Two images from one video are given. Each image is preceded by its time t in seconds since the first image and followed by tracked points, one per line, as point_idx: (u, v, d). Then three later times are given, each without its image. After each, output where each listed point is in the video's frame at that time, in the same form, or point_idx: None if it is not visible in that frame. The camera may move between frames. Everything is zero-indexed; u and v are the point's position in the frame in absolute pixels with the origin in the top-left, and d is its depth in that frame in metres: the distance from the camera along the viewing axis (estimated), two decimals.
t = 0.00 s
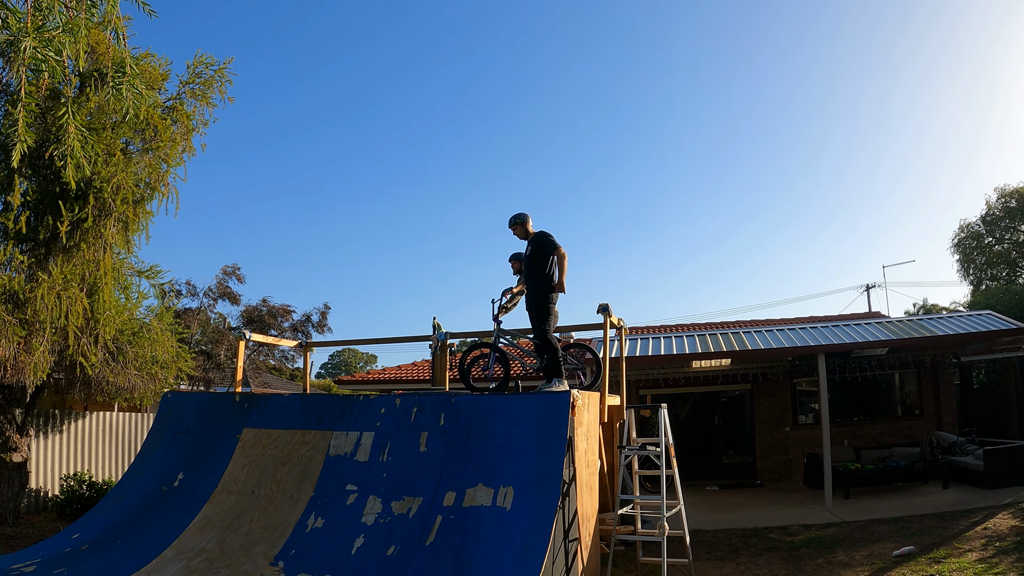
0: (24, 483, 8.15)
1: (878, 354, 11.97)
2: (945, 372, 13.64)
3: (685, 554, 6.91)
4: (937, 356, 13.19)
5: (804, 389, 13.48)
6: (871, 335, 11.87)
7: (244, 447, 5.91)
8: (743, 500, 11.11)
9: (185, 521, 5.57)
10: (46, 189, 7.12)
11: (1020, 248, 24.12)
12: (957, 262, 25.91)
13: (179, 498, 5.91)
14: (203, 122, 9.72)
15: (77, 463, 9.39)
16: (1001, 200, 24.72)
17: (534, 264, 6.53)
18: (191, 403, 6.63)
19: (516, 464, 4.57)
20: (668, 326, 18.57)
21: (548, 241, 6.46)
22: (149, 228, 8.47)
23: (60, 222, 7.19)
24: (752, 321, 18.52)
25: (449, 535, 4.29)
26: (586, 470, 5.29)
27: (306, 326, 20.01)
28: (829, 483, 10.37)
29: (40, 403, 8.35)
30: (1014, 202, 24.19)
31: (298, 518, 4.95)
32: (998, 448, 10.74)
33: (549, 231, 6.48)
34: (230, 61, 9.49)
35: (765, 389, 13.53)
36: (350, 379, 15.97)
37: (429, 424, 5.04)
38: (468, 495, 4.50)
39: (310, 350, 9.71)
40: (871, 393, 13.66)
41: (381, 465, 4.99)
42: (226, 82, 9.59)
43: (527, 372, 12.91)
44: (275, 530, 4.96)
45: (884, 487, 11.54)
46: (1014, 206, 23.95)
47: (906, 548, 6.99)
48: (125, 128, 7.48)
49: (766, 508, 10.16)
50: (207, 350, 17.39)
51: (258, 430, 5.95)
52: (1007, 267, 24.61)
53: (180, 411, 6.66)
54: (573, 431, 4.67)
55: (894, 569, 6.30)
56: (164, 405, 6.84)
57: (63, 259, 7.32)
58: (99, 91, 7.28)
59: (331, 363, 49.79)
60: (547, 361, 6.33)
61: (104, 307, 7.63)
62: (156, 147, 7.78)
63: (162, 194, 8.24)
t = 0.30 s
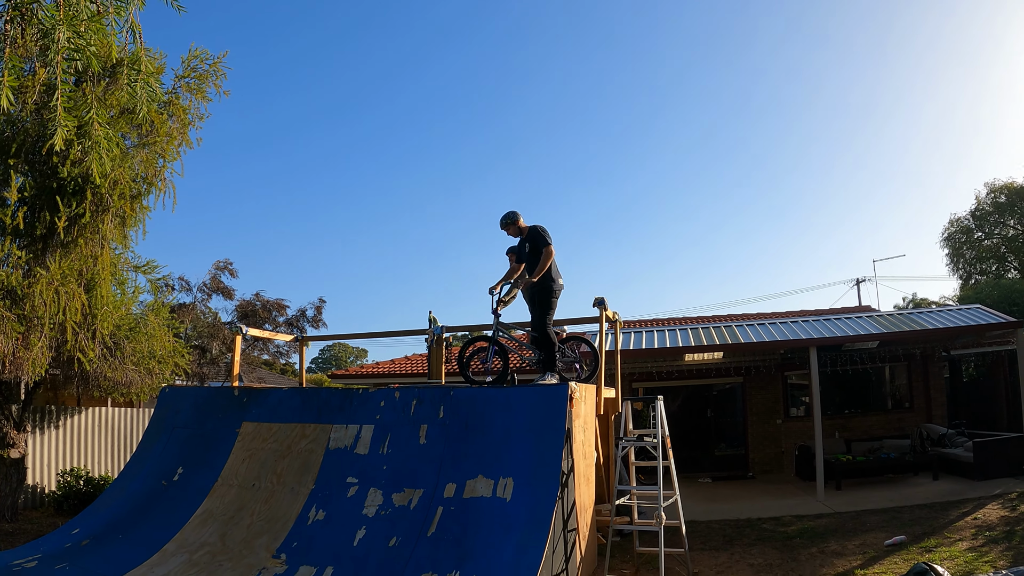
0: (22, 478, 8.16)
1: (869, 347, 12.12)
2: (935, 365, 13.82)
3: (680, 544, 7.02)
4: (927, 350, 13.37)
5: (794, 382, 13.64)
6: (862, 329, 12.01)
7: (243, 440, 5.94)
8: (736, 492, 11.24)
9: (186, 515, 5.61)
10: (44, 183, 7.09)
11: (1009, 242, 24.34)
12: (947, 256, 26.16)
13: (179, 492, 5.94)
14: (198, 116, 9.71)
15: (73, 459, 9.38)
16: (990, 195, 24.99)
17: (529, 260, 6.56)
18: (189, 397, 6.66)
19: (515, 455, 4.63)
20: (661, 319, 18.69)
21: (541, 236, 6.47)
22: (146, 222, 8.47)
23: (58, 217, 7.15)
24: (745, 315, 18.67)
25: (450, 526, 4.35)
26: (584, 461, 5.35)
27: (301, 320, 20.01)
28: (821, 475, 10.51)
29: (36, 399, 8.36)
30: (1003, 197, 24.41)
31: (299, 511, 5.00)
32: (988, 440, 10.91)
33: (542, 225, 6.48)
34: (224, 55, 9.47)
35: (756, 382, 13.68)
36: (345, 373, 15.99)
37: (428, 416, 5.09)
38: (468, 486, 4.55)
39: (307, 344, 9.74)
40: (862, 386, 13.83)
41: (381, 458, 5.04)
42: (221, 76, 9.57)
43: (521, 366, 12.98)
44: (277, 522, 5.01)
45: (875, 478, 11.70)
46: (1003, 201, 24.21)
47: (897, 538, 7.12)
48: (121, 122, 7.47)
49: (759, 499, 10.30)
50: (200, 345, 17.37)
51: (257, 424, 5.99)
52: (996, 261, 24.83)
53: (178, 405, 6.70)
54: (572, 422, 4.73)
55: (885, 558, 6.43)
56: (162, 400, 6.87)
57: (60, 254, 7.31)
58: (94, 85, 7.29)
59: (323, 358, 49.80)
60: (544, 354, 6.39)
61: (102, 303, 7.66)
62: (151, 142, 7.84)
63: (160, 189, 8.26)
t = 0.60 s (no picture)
0: (19, 474, 8.10)
1: (864, 340, 12.19)
2: (929, 359, 13.93)
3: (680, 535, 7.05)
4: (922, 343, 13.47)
5: (789, 374, 13.73)
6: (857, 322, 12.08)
7: (245, 433, 5.93)
8: (733, 484, 11.30)
9: (187, 508, 5.60)
10: (42, 176, 7.02)
11: (1001, 238, 24.45)
12: (939, 252, 26.35)
13: (179, 486, 5.92)
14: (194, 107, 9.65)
15: (71, 454, 9.33)
16: (982, 191, 25.18)
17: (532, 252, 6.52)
18: (189, 390, 6.64)
19: (519, 446, 4.65)
20: (656, 313, 18.73)
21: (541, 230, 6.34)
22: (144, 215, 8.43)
23: (56, 209, 7.05)
24: (740, 309, 18.73)
25: (456, 517, 4.36)
26: (585, 452, 5.37)
27: (297, 314, 19.96)
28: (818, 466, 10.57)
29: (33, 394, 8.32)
30: (995, 193, 24.56)
31: (303, 503, 4.99)
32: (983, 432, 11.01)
33: (541, 217, 6.30)
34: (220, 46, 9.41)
35: (752, 375, 13.74)
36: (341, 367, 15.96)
37: (432, 408, 5.10)
38: (473, 477, 4.57)
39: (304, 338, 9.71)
40: (857, 379, 13.91)
41: (384, 450, 5.04)
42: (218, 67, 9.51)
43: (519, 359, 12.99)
44: (280, 515, 5.00)
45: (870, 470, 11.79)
46: (995, 197, 24.39)
47: (895, 528, 7.19)
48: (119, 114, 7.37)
49: (756, 491, 10.36)
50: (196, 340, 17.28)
51: (258, 417, 5.98)
52: (988, 257, 24.97)
53: (178, 398, 6.67)
54: (575, 413, 4.75)
55: (883, 547, 6.49)
56: (160, 393, 6.84)
57: (58, 248, 7.18)
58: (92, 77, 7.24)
59: (317, 354, 49.69)
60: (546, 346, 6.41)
61: (100, 296, 7.66)
62: (150, 134, 7.73)
63: (158, 183, 8.16)
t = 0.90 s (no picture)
0: (22, 467, 8.11)
1: (863, 336, 12.23)
2: (927, 355, 13.99)
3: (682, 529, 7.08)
4: (920, 339, 13.54)
5: (787, 370, 13.78)
6: (857, 318, 12.12)
7: (250, 426, 5.94)
8: (732, 479, 11.35)
9: (193, 501, 5.61)
10: (46, 168, 7.04)
11: (998, 236, 24.48)
12: (938, 249, 26.43)
13: (184, 479, 5.93)
14: (195, 98, 9.62)
15: (73, 447, 9.33)
16: (980, 189, 25.31)
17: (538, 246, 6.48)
18: (193, 382, 6.66)
19: (525, 439, 4.67)
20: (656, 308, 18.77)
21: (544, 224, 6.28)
22: (147, 208, 8.42)
23: (61, 202, 7.06)
24: (740, 305, 18.77)
25: (462, 509, 4.39)
26: (590, 445, 5.38)
27: (297, 307, 19.95)
28: (817, 462, 10.63)
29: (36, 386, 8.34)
30: (993, 191, 24.73)
31: (309, 496, 5.01)
32: (981, 428, 11.08)
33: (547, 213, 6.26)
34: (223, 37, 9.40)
35: (751, 370, 13.79)
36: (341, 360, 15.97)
37: (437, 401, 5.12)
38: (479, 470, 4.59)
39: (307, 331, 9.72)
40: (856, 375, 13.96)
41: (390, 443, 5.07)
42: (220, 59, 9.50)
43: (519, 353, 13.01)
44: (286, 508, 5.02)
45: (868, 466, 11.84)
46: (992, 195, 24.53)
47: (895, 522, 7.24)
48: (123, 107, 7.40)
49: (755, 486, 10.43)
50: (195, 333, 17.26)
51: (263, 410, 5.99)
52: (985, 254, 24.94)
53: (182, 391, 6.69)
54: (581, 407, 4.77)
55: (884, 541, 6.54)
56: (164, 386, 6.86)
57: (61, 241, 7.23)
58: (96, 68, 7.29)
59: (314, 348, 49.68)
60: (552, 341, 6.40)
61: (104, 289, 7.66)
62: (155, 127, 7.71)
63: (161, 175, 8.13)
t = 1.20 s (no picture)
0: (26, 459, 8.19)
1: (858, 333, 12.35)
2: (921, 353, 14.15)
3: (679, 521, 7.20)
4: (915, 337, 13.68)
5: (783, 366, 13.94)
6: (852, 316, 12.25)
7: (255, 419, 6.03)
8: (728, 473, 11.49)
9: (199, 493, 5.70)
10: (51, 162, 7.09)
11: (994, 234, 24.65)
12: (933, 248, 26.63)
13: (190, 470, 6.02)
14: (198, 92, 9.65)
15: (75, 440, 9.40)
16: (976, 187, 25.50)
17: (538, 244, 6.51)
18: (197, 376, 6.75)
19: (527, 432, 4.78)
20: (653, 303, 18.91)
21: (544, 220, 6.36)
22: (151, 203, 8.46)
23: (67, 197, 7.12)
24: (737, 301, 18.91)
25: (465, 501, 4.49)
26: (589, 439, 5.48)
27: (297, 300, 20.01)
28: (812, 457, 10.77)
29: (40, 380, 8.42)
30: (988, 190, 24.97)
31: (314, 488, 5.11)
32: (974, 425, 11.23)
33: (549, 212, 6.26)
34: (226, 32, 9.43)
35: (747, 366, 13.92)
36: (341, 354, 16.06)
37: (441, 395, 5.22)
38: (482, 462, 4.69)
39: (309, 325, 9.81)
40: (851, 371, 14.11)
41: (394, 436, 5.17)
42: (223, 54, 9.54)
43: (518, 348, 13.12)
44: (292, 500, 5.12)
45: (861, 462, 12.00)
46: (988, 193, 24.72)
47: (887, 516, 7.38)
48: (127, 103, 7.45)
49: (751, 480, 10.56)
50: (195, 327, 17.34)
51: (268, 403, 6.07)
52: (981, 253, 25.11)
53: (186, 384, 6.79)
54: (582, 401, 4.87)
55: (876, 534, 6.67)
56: (168, 379, 6.96)
57: (69, 236, 7.27)
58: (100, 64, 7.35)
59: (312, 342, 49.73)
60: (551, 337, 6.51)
61: (109, 283, 7.73)
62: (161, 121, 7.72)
63: (167, 170, 8.15)
